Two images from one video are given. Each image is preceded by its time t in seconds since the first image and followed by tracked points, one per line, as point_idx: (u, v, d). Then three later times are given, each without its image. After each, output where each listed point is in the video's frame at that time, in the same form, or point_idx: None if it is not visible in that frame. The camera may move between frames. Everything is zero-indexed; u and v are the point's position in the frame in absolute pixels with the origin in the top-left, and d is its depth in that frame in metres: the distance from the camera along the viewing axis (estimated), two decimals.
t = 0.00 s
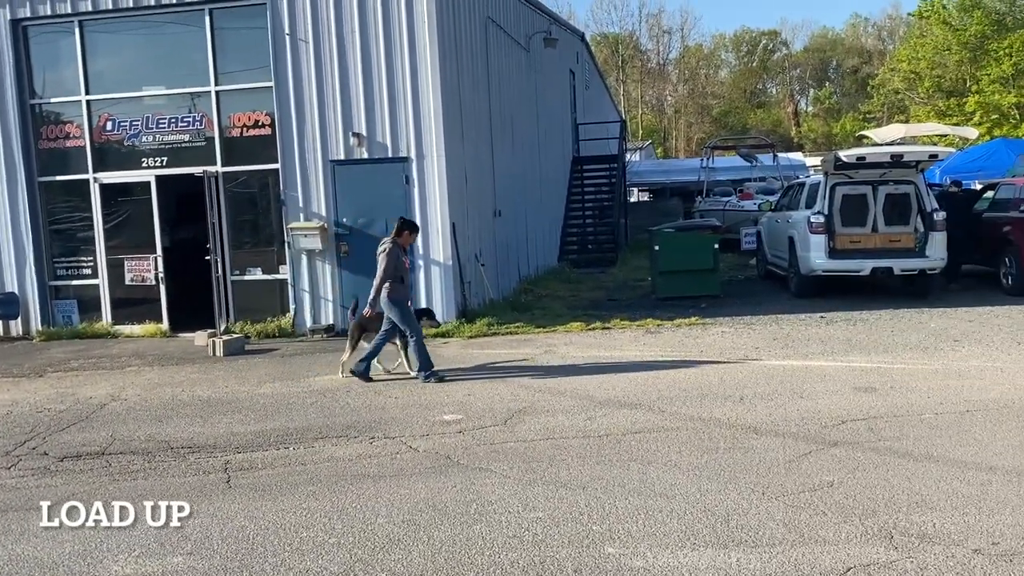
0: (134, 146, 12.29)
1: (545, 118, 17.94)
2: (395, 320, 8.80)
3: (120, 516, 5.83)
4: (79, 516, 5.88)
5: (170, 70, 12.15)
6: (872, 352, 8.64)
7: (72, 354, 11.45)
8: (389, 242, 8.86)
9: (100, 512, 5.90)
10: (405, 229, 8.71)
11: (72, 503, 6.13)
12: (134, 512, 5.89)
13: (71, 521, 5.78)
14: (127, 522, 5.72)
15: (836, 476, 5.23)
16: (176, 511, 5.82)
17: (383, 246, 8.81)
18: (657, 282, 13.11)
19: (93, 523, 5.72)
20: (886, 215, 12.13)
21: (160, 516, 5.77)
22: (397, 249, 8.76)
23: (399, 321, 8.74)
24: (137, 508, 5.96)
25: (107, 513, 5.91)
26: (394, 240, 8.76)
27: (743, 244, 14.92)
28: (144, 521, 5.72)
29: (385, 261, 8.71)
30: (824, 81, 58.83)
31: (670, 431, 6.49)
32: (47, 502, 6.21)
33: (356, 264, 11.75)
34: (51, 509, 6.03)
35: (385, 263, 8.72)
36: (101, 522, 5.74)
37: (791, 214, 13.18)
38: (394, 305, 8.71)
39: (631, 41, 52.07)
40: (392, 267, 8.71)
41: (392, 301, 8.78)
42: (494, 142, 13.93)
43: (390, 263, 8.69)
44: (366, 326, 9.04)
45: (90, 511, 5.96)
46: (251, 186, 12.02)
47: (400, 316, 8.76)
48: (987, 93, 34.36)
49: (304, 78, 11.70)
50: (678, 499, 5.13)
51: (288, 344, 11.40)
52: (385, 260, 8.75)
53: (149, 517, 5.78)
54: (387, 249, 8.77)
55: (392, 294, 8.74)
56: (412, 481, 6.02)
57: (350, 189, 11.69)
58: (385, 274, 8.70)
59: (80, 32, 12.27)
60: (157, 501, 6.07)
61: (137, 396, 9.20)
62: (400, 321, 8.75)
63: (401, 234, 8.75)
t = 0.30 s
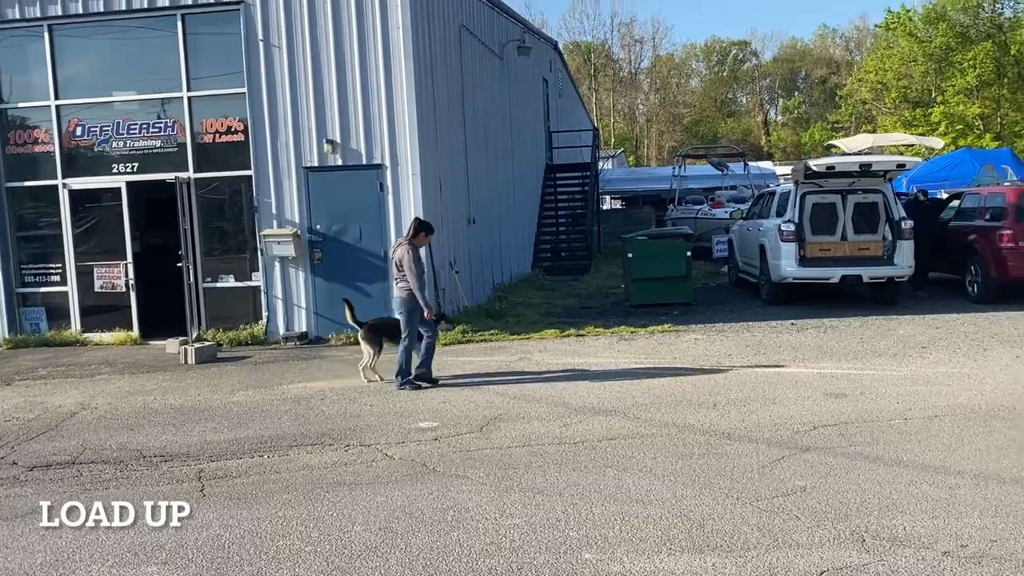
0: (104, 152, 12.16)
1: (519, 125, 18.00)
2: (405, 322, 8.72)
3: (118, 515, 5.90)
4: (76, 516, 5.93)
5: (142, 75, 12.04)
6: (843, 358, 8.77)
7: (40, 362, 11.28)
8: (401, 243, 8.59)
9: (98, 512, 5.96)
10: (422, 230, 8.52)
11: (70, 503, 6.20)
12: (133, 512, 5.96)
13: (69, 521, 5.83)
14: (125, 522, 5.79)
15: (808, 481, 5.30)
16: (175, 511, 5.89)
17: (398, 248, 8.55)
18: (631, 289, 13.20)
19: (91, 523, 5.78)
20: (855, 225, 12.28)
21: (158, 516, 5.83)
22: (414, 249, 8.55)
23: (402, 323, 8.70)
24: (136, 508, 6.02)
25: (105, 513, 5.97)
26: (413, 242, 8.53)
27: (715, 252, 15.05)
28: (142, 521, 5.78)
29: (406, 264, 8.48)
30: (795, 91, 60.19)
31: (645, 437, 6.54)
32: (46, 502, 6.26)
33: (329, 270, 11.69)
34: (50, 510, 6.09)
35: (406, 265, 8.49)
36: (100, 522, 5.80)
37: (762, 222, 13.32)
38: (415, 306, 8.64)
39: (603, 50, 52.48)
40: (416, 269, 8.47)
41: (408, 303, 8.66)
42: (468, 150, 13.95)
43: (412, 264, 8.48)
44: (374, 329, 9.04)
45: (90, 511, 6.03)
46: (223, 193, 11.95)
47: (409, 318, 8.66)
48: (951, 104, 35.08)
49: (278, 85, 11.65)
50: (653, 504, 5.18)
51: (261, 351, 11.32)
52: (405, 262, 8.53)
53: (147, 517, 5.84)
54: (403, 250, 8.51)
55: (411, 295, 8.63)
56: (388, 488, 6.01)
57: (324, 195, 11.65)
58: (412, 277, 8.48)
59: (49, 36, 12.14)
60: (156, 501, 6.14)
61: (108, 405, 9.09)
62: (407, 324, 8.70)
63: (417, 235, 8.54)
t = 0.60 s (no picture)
0: (76, 156, 12.04)
1: (495, 131, 18.03)
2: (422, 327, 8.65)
3: (118, 516, 5.90)
4: (76, 516, 5.94)
5: (115, 79, 11.94)
6: (816, 362, 8.88)
7: (10, 369, 11.11)
8: (422, 250, 8.63)
9: (98, 512, 5.96)
10: (442, 234, 8.57)
11: (70, 503, 6.20)
12: (133, 512, 5.96)
13: (69, 521, 5.83)
14: (125, 521, 5.79)
15: (783, 483, 5.37)
16: (175, 511, 5.90)
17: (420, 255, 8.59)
18: (607, 294, 13.27)
19: (91, 523, 5.78)
20: (828, 230, 12.43)
21: (158, 516, 5.83)
22: (435, 255, 8.58)
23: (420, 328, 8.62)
24: (135, 508, 6.03)
25: (105, 513, 5.97)
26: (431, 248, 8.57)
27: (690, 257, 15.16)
28: (142, 521, 5.78)
29: (429, 269, 8.50)
30: (765, 98, 60.46)
31: (622, 440, 6.60)
32: (46, 502, 6.26)
33: (305, 276, 11.63)
34: (51, 510, 6.10)
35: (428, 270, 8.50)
36: (100, 522, 5.80)
37: (736, 228, 13.45)
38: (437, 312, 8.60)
39: (578, 56, 52.44)
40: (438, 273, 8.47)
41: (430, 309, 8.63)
42: (444, 155, 13.96)
43: (435, 268, 8.50)
44: (379, 333, 9.06)
45: (90, 511, 6.04)
46: (196, 199, 11.87)
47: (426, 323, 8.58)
48: (921, 112, 35.70)
49: (253, 89, 11.60)
50: (630, 508, 5.22)
51: (236, 357, 11.24)
52: (427, 267, 8.55)
53: (147, 517, 5.84)
54: (425, 256, 8.55)
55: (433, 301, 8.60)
56: (366, 494, 5.98)
57: (300, 200, 11.60)
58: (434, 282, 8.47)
59: (19, 38, 12.00)
60: (156, 501, 6.14)
61: (80, 412, 8.97)
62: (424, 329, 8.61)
63: (437, 240, 8.58)
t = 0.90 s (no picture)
0: (50, 159, 11.92)
1: (473, 134, 18.04)
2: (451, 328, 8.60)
3: (121, 515, 5.90)
4: (78, 515, 5.93)
5: (90, 81, 11.84)
6: (791, 364, 8.97)
7: None
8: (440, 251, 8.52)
9: (100, 511, 5.96)
10: (458, 234, 8.44)
11: (72, 502, 6.20)
12: (135, 510, 5.96)
13: (71, 520, 5.83)
14: (127, 520, 5.79)
15: (758, 485, 5.42)
16: (175, 511, 5.88)
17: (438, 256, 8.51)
18: (585, 298, 13.33)
19: (91, 523, 5.77)
20: (802, 234, 12.57)
21: (158, 516, 5.82)
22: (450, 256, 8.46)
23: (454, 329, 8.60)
24: (136, 507, 6.03)
25: (105, 513, 5.96)
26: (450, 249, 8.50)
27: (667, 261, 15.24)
28: (144, 520, 5.78)
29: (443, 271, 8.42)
30: (742, 103, 61.22)
31: (600, 443, 6.64)
32: (48, 501, 6.26)
33: (283, 279, 11.58)
34: (53, 509, 6.10)
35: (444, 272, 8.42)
36: (103, 521, 5.80)
37: (713, 232, 13.55)
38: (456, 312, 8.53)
39: (556, 60, 52.40)
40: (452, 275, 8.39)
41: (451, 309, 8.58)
42: (422, 159, 13.95)
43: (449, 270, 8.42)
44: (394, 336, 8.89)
45: (89, 511, 6.03)
46: (171, 203, 11.79)
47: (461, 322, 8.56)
48: (894, 117, 36.20)
49: (230, 92, 11.54)
50: (608, 510, 5.25)
51: (213, 361, 11.16)
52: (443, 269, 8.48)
53: (150, 516, 5.84)
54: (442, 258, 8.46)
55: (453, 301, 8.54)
56: (344, 498, 5.94)
57: (277, 204, 11.54)
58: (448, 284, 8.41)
59: None
60: (158, 500, 6.15)
61: (54, 418, 8.85)
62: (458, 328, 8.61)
63: (455, 240, 8.49)
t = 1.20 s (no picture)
0: (25, 161, 11.80)
1: (452, 137, 18.04)
2: (469, 328, 8.64)
3: (118, 516, 5.89)
4: (76, 516, 5.92)
5: (65, 83, 11.74)
6: (768, 365, 9.06)
7: None
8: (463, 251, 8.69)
9: (98, 512, 5.94)
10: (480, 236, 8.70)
11: (71, 503, 6.18)
12: (133, 511, 5.96)
13: (69, 521, 5.82)
14: (125, 521, 5.78)
15: (735, 485, 5.46)
16: (175, 511, 5.89)
17: (461, 256, 8.65)
18: (564, 300, 13.36)
19: (92, 523, 5.77)
20: (778, 237, 12.67)
21: (158, 516, 5.82)
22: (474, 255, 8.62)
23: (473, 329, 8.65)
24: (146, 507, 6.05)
25: (105, 513, 5.96)
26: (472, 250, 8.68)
27: (646, 263, 15.31)
28: (141, 521, 5.77)
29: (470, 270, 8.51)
30: (719, 107, 61.93)
31: (579, 444, 6.67)
32: (46, 502, 6.26)
33: (261, 282, 11.52)
34: (51, 510, 6.09)
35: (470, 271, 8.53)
36: (100, 522, 5.78)
37: (690, 235, 13.64)
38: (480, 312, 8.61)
39: (535, 64, 52.44)
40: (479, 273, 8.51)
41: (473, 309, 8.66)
42: (401, 162, 13.93)
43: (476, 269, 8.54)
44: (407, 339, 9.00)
45: (90, 511, 6.02)
46: (148, 205, 11.72)
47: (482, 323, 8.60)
48: (869, 121, 36.58)
49: (208, 94, 11.48)
50: (586, 511, 5.27)
51: (189, 365, 11.08)
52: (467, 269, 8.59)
53: (147, 517, 5.84)
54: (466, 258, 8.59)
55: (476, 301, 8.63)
56: (322, 501, 5.92)
57: (255, 206, 11.49)
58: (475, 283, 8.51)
59: None
60: (156, 501, 6.14)
61: (28, 423, 8.74)
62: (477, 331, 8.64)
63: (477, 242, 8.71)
